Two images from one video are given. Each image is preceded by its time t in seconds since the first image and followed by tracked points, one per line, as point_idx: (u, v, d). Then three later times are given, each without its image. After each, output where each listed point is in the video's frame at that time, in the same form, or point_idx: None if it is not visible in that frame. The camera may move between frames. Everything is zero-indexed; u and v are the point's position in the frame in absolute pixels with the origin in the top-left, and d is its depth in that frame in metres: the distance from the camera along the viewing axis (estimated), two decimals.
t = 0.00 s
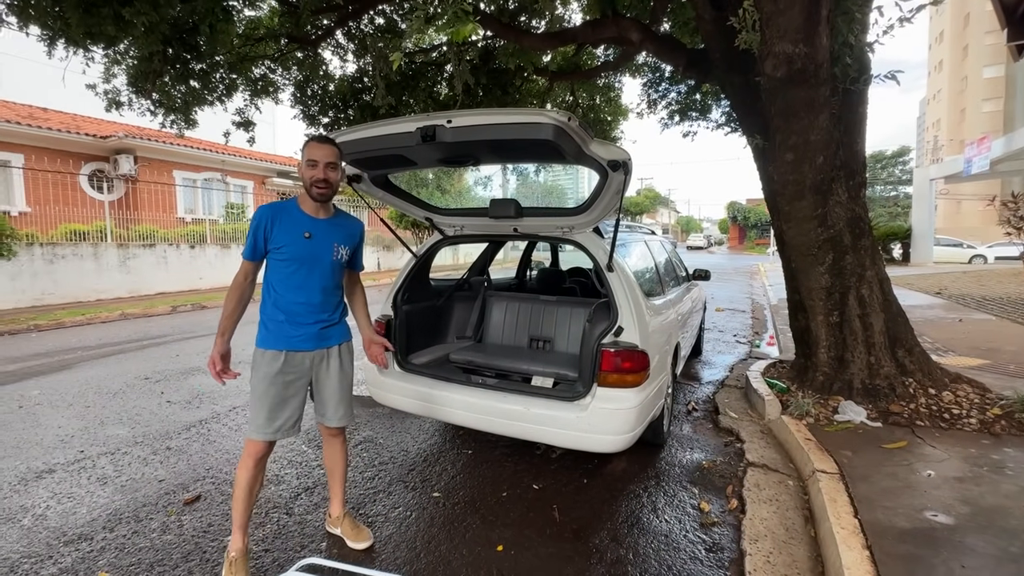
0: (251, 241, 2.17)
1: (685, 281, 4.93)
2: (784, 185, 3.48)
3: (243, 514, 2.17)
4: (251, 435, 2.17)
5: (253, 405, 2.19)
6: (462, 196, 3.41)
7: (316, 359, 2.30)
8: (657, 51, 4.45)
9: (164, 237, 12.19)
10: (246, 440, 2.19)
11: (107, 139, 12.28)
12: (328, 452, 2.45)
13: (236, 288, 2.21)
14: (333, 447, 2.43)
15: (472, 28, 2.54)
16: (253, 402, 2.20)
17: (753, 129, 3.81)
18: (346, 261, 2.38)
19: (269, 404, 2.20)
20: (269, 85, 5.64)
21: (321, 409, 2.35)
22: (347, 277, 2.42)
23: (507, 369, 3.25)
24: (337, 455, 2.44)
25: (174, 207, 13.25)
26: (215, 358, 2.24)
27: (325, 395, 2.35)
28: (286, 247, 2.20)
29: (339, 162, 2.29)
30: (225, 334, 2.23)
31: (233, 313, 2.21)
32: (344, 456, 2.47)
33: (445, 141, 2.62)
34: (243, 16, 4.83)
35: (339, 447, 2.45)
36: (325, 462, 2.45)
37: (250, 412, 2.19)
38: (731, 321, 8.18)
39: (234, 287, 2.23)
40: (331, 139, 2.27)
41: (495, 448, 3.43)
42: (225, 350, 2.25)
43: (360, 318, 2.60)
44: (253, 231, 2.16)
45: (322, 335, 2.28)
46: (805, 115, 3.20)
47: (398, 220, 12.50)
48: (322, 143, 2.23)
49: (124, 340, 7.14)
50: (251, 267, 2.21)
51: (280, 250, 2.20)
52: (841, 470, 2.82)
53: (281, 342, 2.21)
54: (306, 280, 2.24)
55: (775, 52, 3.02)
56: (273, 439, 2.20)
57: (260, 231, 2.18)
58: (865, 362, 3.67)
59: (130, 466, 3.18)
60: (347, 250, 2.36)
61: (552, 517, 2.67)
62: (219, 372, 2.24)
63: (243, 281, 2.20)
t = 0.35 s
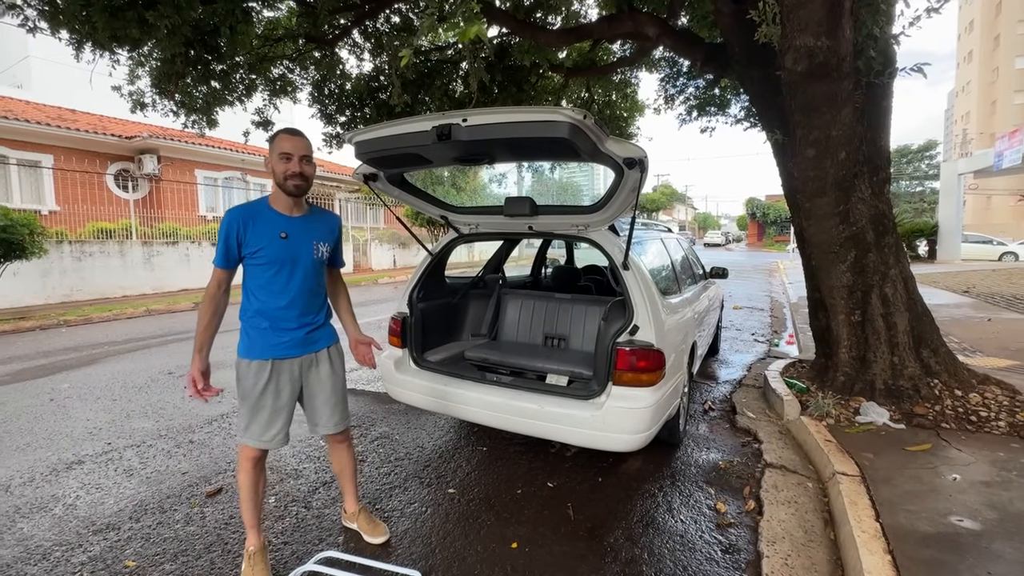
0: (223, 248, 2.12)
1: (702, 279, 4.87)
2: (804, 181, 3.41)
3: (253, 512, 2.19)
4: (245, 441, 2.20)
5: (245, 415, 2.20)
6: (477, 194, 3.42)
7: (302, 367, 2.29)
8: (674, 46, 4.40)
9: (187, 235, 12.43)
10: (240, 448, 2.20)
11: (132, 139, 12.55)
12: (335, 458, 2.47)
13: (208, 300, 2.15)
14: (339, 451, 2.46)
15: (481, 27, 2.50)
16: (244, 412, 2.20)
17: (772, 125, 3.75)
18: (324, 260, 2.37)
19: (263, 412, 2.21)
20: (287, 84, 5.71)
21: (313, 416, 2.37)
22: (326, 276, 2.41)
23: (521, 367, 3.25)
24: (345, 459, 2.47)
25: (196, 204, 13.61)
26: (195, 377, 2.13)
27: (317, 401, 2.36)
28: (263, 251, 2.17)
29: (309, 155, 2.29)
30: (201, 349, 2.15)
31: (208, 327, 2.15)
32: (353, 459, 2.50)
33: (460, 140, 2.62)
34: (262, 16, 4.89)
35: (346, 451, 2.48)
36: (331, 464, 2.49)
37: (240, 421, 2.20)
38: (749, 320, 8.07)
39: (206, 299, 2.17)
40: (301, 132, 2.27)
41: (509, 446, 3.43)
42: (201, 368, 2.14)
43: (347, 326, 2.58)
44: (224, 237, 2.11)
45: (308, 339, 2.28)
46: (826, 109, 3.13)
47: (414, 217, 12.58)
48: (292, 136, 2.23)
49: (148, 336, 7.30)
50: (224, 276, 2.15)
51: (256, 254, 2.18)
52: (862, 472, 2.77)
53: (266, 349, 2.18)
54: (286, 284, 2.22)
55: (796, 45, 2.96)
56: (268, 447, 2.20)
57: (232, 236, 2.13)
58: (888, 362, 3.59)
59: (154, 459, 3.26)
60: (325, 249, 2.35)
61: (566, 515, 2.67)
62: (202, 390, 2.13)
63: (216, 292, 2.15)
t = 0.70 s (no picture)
0: (217, 252, 2.09)
1: (710, 277, 4.83)
2: (815, 179, 3.37)
3: (260, 509, 2.20)
4: (247, 442, 2.19)
5: (245, 418, 2.19)
6: (484, 193, 3.42)
7: (300, 368, 2.31)
8: (682, 43, 4.36)
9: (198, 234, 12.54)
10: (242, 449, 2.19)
11: (145, 139, 12.69)
12: (327, 458, 2.47)
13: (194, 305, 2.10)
14: (335, 450, 2.48)
15: (491, 26, 2.42)
16: (243, 415, 2.20)
17: (783, 122, 3.72)
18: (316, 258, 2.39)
19: (265, 413, 2.20)
20: (297, 84, 5.73)
21: (301, 415, 2.39)
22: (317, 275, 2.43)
23: (529, 366, 3.25)
24: (338, 456, 2.48)
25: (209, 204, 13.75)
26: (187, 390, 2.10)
27: (312, 400, 2.38)
28: (258, 252, 2.16)
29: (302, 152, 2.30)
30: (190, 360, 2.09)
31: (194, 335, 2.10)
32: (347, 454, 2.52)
33: (468, 140, 2.62)
34: (272, 16, 4.91)
35: (340, 450, 2.49)
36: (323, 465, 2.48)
37: (241, 423, 2.19)
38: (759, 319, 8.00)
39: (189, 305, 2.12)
40: (290, 129, 2.26)
41: (517, 445, 3.43)
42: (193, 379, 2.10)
43: (336, 318, 2.60)
44: (217, 239, 2.07)
45: (305, 338, 2.30)
46: (838, 106, 3.09)
47: (422, 216, 12.61)
48: (286, 134, 2.22)
49: (160, 333, 7.38)
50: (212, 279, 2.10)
51: (251, 256, 2.16)
52: (874, 474, 2.74)
53: (265, 351, 2.18)
54: (282, 285, 2.22)
55: (808, 42, 2.93)
56: (271, 447, 2.21)
57: (224, 239, 2.10)
58: (900, 362, 3.55)
59: (167, 455, 3.29)
60: (317, 247, 2.37)
61: (573, 515, 2.66)
62: (198, 407, 2.12)
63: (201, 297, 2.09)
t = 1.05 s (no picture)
0: (242, 245, 2.11)
1: (714, 276, 4.82)
2: (820, 177, 3.36)
3: (268, 507, 2.21)
4: (263, 437, 2.19)
5: (264, 412, 2.19)
6: (487, 191, 3.41)
7: (322, 361, 2.32)
8: (686, 41, 4.34)
9: (203, 233, 12.58)
10: (257, 445, 2.20)
11: (150, 138, 12.75)
12: (335, 453, 2.48)
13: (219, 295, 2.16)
14: (343, 447, 2.48)
15: (501, 28, 2.48)
16: (261, 410, 2.20)
17: (787, 120, 3.71)
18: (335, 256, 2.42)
19: (283, 409, 2.21)
20: (300, 83, 5.74)
21: (317, 412, 2.38)
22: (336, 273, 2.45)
23: (532, 365, 3.25)
24: (347, 452, 2.48)
25: (213, 203, 13.47)
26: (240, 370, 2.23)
27: (328, 397, 2.38)
28: (282, 248, 2.19)
29: (321, 152, 2.31)
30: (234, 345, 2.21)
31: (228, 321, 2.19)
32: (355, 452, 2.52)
33: (471, 138, 2.62)
34: (276, 16, 4.92)
35: (349, 447, 2.50)
36: (331, 462, 2.49)
37: (259, 419, 2.19)
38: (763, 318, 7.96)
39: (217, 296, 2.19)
40: (311, 130, 2.28)
41: (520, 444, 3.43)
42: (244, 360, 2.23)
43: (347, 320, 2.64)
44: (243, 234, 2.10)
45: (325, 335, 2.32)
46: (843, 104, 3.08)
47: (426, 215, 12.64)
48: (302, 134, 2.24)
49: (165, 332, 7.42)
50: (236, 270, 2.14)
51: (274, 251, 2.18)
52: (878, 474, 2.72)
53: (287, 347, 2.20)
54: (304, 281, 2.24)
55: (812, 39, 2.91)
56: (289, 442, 2.21)
57: (249, 233, 2.12)
58: (906, 361, 3.53)
59: (172, 452, 3.31)
60: (336, 245, 2.40)
61: (576, 513, 2.66)
62: (254, 384, 2.27)
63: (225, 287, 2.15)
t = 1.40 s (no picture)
0: (276, 243, 2.15)
1: (715, 276, 4.81)
2: (821, 177, 3.36)
3: (278, 504, 2.20)
4: (286, 432, 2.19)
5: (288, 403, 2.20)
6: (488, 191, 3.41)
7: (349, 357, 2.32)
8: (687, 40, 4.33)
9: (204, 232, 12.60)
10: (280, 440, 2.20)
11: (152, 138, 12.77)
12: (348, 450, 2.49)
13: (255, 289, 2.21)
14: (355, 444, 2.49)
15: (498, 29, 2.41)
16: (286, 404, 2.21)
17: (788, 120, 3.72)
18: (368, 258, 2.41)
19: (305, 404, 2.21)
20: (302, 83, 5.75)
21: (342, 408, 2.38)
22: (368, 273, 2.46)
23: (532, 364, 3.25)
24: (358, 450, 2.49)
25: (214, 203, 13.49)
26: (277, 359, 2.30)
27: (352, 393, 2.38)
28: (313, 247, 2.21)
29: (354, 158, 2.31)
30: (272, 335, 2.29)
31: (265, 313, 2.24)
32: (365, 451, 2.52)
33: (471, 138, 2.62)
34: (277, 16, 4.92)
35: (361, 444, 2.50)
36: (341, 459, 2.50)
37: (285, 409, 2.20)
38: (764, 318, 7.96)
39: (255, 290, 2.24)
40: (345, 135, 2.26)
41: (520, 443, 3.44)
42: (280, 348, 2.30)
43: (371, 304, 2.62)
44: (276, 231, 2.15)
45: (352, 332, 2.31)
46: (844, 104, 3.08)
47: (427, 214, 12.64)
48: (337, 140, 2.24)
49: (167, 331, 7.43)
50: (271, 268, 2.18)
51: (306, 250, 2.21)
52: (879, 474, 2.72)
53: (315, 341, 2.21)
54: (333, 279, 2.25)
55: (813, 39, 2.91)
56: (312, 437, 2.21)
57: (283, 232, 2.16)
58: (907, 361, 3.53)
59: (174, 452, 3.32)
60: (368, 247, 2.39)
61: (577, 513, 2.66)
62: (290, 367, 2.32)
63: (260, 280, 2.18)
